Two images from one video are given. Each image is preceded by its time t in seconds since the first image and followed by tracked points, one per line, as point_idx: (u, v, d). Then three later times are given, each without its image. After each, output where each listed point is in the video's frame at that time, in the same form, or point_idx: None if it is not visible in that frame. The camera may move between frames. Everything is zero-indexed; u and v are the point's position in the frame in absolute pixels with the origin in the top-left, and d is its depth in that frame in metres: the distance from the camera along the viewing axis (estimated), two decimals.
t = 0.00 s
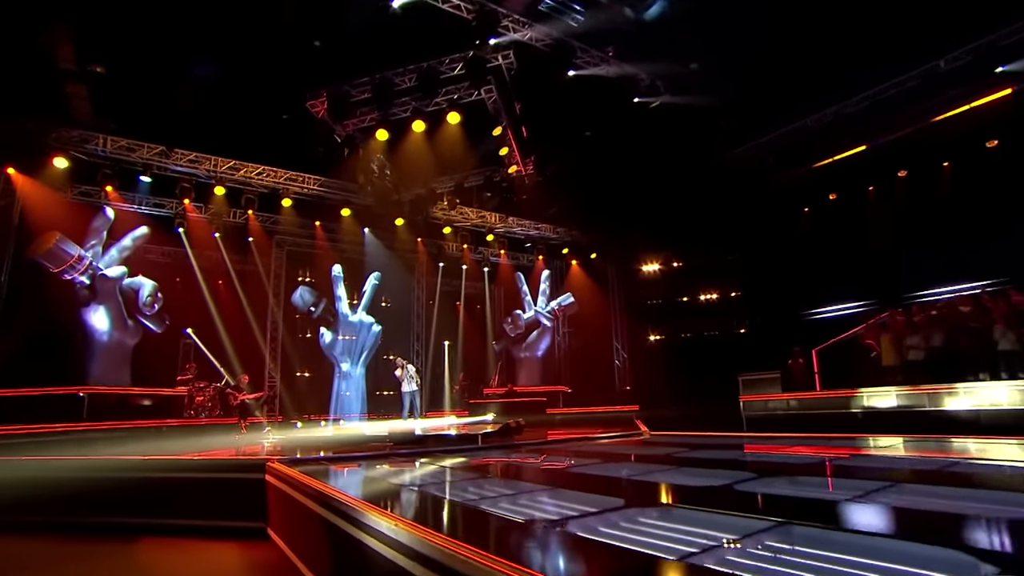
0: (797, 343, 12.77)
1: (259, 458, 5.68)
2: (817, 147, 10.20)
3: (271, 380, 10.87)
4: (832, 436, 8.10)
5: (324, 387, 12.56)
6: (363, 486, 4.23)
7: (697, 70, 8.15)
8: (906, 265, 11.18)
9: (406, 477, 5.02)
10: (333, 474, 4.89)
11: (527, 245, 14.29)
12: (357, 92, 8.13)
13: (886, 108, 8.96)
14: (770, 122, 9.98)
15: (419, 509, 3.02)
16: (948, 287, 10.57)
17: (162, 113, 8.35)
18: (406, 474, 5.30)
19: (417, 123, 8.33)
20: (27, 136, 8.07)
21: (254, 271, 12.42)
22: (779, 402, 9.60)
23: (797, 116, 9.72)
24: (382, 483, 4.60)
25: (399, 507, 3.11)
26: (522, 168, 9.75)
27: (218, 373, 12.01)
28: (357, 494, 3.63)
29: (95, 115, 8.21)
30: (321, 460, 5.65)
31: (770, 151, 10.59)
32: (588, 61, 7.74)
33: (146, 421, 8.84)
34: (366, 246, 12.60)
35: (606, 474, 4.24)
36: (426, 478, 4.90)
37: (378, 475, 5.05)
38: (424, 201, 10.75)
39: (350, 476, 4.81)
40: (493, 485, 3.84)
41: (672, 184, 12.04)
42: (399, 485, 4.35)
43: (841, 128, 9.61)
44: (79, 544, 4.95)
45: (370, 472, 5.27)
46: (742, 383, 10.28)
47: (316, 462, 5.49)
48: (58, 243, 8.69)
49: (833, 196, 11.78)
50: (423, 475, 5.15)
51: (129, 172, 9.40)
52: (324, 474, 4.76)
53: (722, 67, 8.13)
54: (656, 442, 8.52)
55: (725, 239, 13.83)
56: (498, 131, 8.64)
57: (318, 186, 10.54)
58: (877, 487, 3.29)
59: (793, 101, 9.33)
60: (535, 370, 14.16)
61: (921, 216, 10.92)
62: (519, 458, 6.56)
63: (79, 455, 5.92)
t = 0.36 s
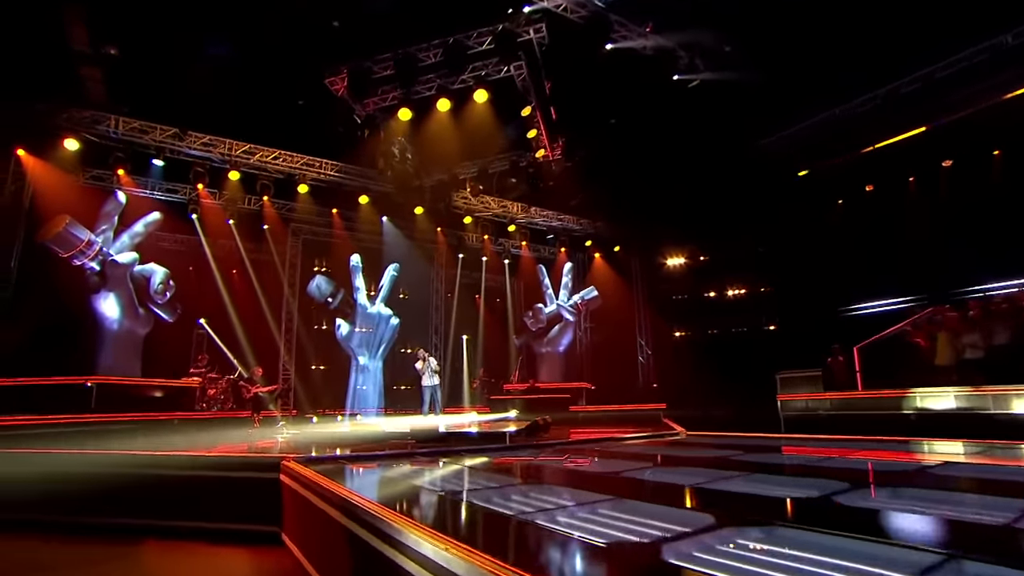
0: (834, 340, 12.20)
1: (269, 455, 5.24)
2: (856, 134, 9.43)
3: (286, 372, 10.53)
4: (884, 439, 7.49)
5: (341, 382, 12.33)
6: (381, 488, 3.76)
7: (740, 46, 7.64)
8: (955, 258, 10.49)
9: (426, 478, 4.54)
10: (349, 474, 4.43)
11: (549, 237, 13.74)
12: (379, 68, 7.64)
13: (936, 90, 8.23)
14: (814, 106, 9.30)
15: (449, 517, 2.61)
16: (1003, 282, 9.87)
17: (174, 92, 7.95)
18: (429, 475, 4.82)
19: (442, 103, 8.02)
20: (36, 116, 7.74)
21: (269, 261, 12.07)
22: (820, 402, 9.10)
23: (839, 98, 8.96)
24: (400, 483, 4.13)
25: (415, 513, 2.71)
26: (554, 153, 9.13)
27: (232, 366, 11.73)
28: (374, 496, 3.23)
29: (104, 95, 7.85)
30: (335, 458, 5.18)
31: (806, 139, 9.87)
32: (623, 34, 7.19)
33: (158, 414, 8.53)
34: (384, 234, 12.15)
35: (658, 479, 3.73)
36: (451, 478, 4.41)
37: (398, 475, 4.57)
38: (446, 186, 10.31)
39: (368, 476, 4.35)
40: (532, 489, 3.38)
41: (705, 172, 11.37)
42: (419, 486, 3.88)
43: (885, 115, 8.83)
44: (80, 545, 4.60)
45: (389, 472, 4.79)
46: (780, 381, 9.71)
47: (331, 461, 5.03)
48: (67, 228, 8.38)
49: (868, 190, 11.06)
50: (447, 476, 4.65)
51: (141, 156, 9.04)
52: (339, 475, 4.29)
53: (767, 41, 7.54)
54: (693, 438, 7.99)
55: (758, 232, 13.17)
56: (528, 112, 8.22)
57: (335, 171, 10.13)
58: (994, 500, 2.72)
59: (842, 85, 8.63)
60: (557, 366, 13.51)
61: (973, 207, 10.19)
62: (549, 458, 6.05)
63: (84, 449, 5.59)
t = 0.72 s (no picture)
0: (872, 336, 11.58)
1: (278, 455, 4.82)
2: (903, 114, 8.81)
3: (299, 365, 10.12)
4: (938, 442, 6.90)
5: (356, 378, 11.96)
6: (394, 489, 3.31)
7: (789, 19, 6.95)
8: (1008, 248, 9.80)
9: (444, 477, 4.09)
10: (364, 474, 3.99)
11: (570, 228, 13.25)
12: (399, 44, 7.03)
13: (999, 65, 7.54)
14: (860, 89, 8.65)
15: (490, 535, 2.13)
16: None
17: (181, 71, 7.56)
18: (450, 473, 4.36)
19: (468, 80, 7.46)
20: (38, 98, 7.37)
21: (281, 252, 11.69)
22: (862, 400, 8.53)
23: (886, 80, 8.37)
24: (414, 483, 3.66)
25: (434, 521, 2.37)
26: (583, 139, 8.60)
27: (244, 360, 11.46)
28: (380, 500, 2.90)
29: (107, 74, 7.47)
30: (348, 459, 4.74)
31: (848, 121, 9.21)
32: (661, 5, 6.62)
33: (167, 409, 8.25)
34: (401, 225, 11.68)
35: (721, 487, 3.25)
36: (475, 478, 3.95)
37: (417, 475, 4.12)
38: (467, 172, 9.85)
39: (385, 477, 3.90)
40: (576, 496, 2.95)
41: (739, 159, 10.75)
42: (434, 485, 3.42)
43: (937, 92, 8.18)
44: (76, 552, 4.20)
45: (408, 472, 4.34)
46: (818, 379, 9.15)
47: (344, 461, 4.59)
48: (72, 214, 7.98)
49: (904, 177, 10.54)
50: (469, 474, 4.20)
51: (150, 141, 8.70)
52: (353, 476, 3.86)
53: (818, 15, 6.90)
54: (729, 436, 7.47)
55: (790, 224, 12.58)
56: (556, 91, 7.69)
57: (351, 158, 9.70)
58: None
59: (895, 65, 7.98)
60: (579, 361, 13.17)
61: None
62: (582, 459, 5.57)
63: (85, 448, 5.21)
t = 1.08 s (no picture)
0: (909, 334, 11.07)
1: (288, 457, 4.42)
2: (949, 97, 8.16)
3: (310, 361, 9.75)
4: (1000, 445, 6.34)
5: (369, 375, 11.63)
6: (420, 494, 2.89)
7: None
8: None
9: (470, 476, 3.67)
10: (384, 477, 3.58)
11: (589, 220, 12.79)
12: (418, 19, 6.54)
13: None
14: (904, 69, 8.11)
15: (559, 559, 1.67)
16: None
17: (186, 53, 7.16)
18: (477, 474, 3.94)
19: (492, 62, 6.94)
20: (36, 79, 6.99)
21: (292, 245, 11.36)
22: (905, 399, 7.91)
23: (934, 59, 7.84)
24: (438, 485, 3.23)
25: (451, 526, 2.12)
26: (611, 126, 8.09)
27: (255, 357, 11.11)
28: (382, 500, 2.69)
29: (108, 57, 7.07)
30: (365, 461, 4.32)
31: (889, 104, 8.68)
32: None
33: (175, 407, 7.87)
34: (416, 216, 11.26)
35: (802, 497, 2.80)
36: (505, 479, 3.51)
37: (442, 477, 3.70)
38: (485, 159, 9.41)
39: (409, 481, 3.48)
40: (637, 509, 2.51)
41: (770, 146, 10.20)
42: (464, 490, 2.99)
43: (985, 75, 7.59)
44: (70, 568, 3.81)
45: (431, 474, 3.91)
46: (859, 377, 8.58)
47: (361, 463, 4.18)
48: (74, 201, 7.63)
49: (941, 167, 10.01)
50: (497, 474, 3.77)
51: (156, 127, 8.30)
52: (371, 479, 3.43)
53: None
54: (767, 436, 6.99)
55: (819, 216, 12.03)
56: (582, 70, 7.22)
57: (364, 145, 9.29)
58: None
59: (945, 41, 7.45)
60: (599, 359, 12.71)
61: None
62: (617, 461, 5.13)
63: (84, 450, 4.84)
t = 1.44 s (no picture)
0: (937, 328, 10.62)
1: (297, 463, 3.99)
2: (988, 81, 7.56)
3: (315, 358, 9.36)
4: None
5: (378, 374, 11.24)
6: (452, 503, 2.48)
7: None
8: None
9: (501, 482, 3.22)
10: (406, 485, 3.15)
11: (601, 213, 12.37)
12: None
13: None
14: (936, 48, 7.45)
15: None
16: None
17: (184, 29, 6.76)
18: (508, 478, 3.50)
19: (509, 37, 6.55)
20: (28, 61, 6.61)
21: (295, 239, 10.99)
22: (947, 396, 7.31)
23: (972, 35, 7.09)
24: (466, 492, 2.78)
25: (467, 530, 1.87)
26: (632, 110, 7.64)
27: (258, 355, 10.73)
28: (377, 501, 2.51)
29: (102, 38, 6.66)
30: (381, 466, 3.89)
31: (923, 87, 8.10)
32: None
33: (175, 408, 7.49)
34: (426, 207, 10.86)
35: (905, 508, 2.37)
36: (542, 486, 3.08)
37: (471, 483, 3.28)
38: (498, 146, 8.99)
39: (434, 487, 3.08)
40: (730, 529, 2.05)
41: (792, 131, 9.76)
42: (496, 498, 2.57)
43: None
44: None
45: (458, 479, 3.48)
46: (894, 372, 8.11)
47: (378, 468, 3.75)
48: (66, 189, 7.29)
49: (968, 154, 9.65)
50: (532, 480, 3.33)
51: (153, 113, 7.85)
52: (394, 488, 3.00)
53: None
54: (803, 433, 6.56)
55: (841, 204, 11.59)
56: (605, 48, 6.84)
57: (371, 134, 8.85)
58: None
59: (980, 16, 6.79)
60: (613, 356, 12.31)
61: None
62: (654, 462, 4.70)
63: (75, 453, 4.46)
